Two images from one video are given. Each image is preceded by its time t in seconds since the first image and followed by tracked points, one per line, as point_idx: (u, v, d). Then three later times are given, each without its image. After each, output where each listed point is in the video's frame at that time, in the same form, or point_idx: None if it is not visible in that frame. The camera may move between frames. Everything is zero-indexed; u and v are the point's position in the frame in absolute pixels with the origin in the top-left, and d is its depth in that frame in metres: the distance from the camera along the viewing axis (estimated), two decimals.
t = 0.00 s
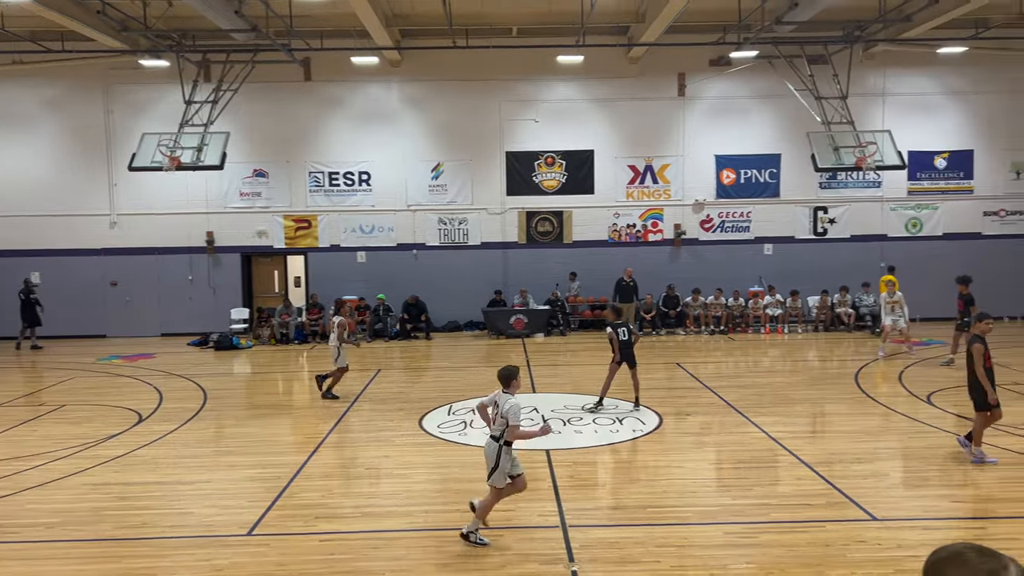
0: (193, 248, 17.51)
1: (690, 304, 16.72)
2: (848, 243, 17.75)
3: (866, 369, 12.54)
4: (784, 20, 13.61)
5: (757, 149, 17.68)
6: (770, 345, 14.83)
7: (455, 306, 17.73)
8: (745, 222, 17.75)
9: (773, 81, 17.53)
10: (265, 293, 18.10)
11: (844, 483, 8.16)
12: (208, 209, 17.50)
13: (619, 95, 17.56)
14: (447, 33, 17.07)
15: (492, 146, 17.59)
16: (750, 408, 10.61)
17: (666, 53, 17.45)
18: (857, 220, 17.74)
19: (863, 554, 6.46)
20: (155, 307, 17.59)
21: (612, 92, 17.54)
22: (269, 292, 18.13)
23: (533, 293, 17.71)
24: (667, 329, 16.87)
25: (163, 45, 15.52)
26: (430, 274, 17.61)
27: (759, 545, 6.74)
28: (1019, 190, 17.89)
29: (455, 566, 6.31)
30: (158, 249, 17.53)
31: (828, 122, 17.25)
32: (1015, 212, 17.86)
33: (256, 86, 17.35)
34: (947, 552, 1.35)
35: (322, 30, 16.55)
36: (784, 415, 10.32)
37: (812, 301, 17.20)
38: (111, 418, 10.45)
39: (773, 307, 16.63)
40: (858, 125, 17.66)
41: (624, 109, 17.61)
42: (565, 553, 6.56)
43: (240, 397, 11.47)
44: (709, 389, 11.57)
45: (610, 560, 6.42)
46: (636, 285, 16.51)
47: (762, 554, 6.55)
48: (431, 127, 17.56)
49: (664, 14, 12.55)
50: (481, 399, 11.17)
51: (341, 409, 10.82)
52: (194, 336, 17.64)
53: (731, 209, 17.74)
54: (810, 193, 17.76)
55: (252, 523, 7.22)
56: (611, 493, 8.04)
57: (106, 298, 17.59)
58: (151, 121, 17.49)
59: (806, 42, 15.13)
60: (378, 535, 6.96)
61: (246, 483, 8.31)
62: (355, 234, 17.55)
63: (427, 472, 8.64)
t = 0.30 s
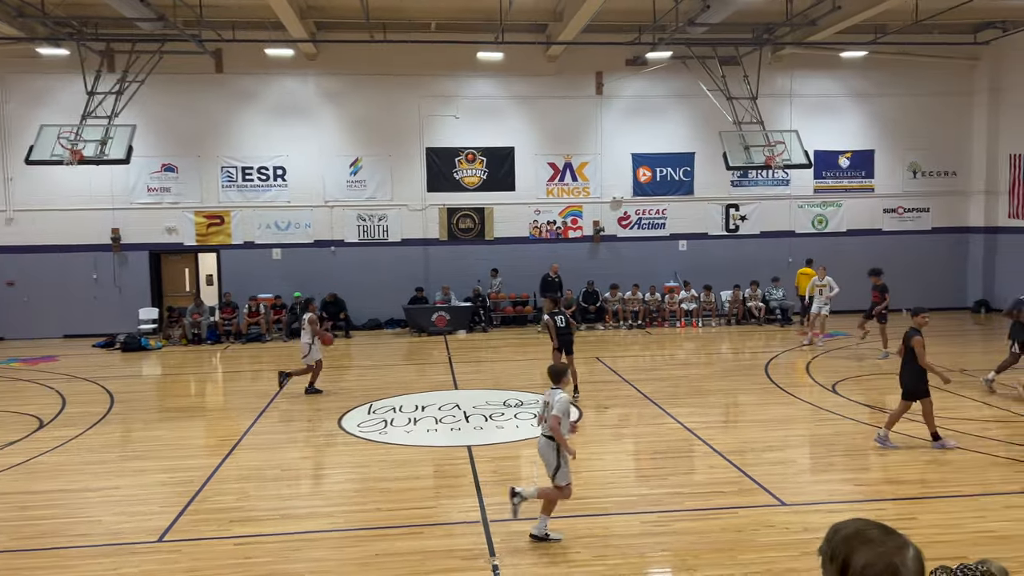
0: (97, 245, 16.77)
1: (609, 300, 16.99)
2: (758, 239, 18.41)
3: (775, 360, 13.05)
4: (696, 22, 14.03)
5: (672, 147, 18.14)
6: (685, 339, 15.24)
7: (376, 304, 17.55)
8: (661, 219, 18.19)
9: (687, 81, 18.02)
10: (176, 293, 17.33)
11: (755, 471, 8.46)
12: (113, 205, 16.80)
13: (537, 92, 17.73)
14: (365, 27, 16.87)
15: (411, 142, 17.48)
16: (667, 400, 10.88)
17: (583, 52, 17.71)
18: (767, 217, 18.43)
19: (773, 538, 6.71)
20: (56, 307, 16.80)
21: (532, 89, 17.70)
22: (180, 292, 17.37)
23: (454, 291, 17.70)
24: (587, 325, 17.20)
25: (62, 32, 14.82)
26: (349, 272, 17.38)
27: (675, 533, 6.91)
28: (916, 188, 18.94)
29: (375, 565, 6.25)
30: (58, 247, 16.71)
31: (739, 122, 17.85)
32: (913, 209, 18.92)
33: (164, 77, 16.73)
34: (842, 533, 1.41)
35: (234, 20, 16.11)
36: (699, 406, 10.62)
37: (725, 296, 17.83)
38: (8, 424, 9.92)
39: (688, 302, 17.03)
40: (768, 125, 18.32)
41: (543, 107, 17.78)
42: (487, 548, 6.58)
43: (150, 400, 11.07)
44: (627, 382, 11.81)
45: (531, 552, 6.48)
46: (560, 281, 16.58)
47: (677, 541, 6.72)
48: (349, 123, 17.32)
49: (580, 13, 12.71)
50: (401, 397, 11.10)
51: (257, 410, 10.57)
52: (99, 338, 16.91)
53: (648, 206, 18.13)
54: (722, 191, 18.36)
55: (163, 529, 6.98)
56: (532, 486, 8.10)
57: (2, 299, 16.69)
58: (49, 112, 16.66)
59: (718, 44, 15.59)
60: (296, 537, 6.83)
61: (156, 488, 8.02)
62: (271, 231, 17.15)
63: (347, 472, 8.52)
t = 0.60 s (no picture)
0: (26, 248, 16.18)
1: (554, 299, 17.25)
2: (698, 239, 18.79)
3: (716, 356, 13.32)
4: (637, 24, 14.25)
5: (615, 148, 18.36)
6: (630, 337, 15.44)
7: (319, 306, 17.33)
8: (605, 219, 18.40)
9: (629, 83, 18.26)
10: (110, 296, 16.96)
11: (697, 466, 8.60)
12: (43, 206, 16.23)
13: (481, 93, 17.73)
14: (306, 25, 16.67)
15: (354, 141, 17.31)
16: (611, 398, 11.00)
17: (527, 53, 17.80)
18: (708, 216, 18.81)
19: (715, 532, 6.84)
20: None
21: (477, 89, 17.69)
22: (115, 295, 17.02)
23: (399, 291, 17.59)
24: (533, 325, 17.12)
25: None
26: (292, 274, 17.15)
27: (619, 529, 6.99)
28: (851, 188, 19.51)
29: (318, 570, 6.17)
30: None
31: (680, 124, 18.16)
32: (848, 209, 19.50)
33: (96, 74, 16.23)
34: (771, 528, 1.72)
35: (170, 17, 15.74)
36: (643, 403, 10.77)
37: (668, 294, 18.15)
38: None
39: (632, 300, 17.37)
40: (708, 126, 18.68)
41: (488, 107, 17.79)
42: (433, 550, 6.55)
43: (84, 408, 10.73)
44: (573, 381, 11.91)
45: (476, 553, 6.47)
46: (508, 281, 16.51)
47: (622, 538, 6.79)
48: (290, 122, 17.07)
49: (524, 14, 12.78)
50: (346, 400, 11.00)
51: (197, 416, 10.35)
52: (30, 343, 16.33)
53: (592, 207, 18.32)
54: (664, 191, 18.68)
55: (98, 540, 6.77)
56: (479, 487, 8.10)
57: None
58: None
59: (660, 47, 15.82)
60: (238, 545, 6.70)
61: (90, 498, 7.78)
62: (210, 232, 16.81)
63: (291, 477, 8.39)
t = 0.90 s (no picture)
0: None
1: (496, 302, 17.02)
2: (638, 242, 19.06)
3: (655, 357, 13.51)
4: (577, 30, 14.41)
5: (556, 153, 18.51)
6: (571, 339, 15.57)
7: (257, 310, 17.00)
8: (547, 222, 18.51)
9: (570, 88, 18.42)
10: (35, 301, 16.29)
11: (636, 466, 8.70)
12: None
13: (421, 95, 17.67)
14: (242, 24, 16.37)
15: (292, 143, 17.04)
16: (553, 400, 11.05)
17: (467, 57, 17.82)
18: (647, 220, 19.11)
19: (654, 532, 6.92)
20: None
21: (419, 91, 17.63)
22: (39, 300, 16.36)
23: (339, 294, 17.36)
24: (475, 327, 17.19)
25: None
26: (228, 278, 16.77)
27: (560, 531, 7.01)
28: (785, 193, 20.06)
29: None
30: None
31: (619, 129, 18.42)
32: (781, 213, 20.06)
33: (19, 70, 15.59)
34: (699, 527, 1.68)
35: (99, 13, 15.25)
36: (584, 405, 10.85)
37: (608, 297, 18.38)
38: None
39: (574, 303, 17.58)
40: (647, 132, 18.98)
41: (428, 109, 17.73)
42: (372, 557, 6.46)
43: (6, 418, 10.28)
44: (515, 384, 11.93)
45: (416, 559, 6.41)
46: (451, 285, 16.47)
47: (561, 540, 6.81)
48: (227, 123, 16.71)
49: (464, 17, 12.81)
50: (284, 406, 10.80)
51: (127, 425, 10.02)
52: None
53: (534, 210, 18.42)
54: (604, 196, 18.91)
55: (20, 556, 6.48)
56: (419, 492, 8.03)
57: None
58: None
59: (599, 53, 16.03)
60: (170, 557, 6.50)
61: (11, 512, 7.45)
62: (141, 235, 16.34)
63: (226, 486, 8.18)
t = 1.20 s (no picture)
0: None
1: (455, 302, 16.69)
2: (592, 245, 19.19)
3: (609, 359, 13.62)
4: (531, 33, 14.49)
5: (511, 155, 18.55)
6: (526, 342, 15.60)
7: (206, 313, 16.65)
8: (502, 225, 18.52)
9: (524, 90, 18.48)
10: None
11: (589, 468, 8.73)
12: None
13: (374, 95, 17.53)
14: (190, 21, 16.05)
15: (242, 143, 16.76)
16: (507, 403, 11.05)
17: (421, 58, 17.76)
18: (600, 223, 19.24)
19: (607, 534, 6.95)
20: None
21: (372, 91, 17.50)
22: None
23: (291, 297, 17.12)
24: (429, 330, 17.12)
25: None
26: (175, 280, 16.42)
27: (513, 534, 6.99)
28: (735, 197, 20.39)
29: None
30: None
31: (573, 132, 18.55)
32: (731, 216, 20.39)
33: None
34: (645, 534, 1.73)
35: (39, 6, 14.78)
36: (538, 407, 10.87)
37: (562, 299, 18.48)
38: None
39: (528, 306, 17.64)
40: (601, 135, 19.14)
41: (381, 110, 17.61)
42: (322, 564, 6.35)
43: None
44: (470, 386, 11.90)
45: (368, 565, 6.32)
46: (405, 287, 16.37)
47: (514, 543, 6.79)
48: (174, 121, 16.35)
49: (418, 18, 12.78)
50: (233, 411, 10.60)
51: (69, 431, 9.72)
52: None
53: (488, 212, 18.42)
54: (559, 198, 19.00)
55: None
56: (372, 497, 7.94)
57: None
58: None
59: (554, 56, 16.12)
60: (113, 567, 6.29)
61: None
62: (83, 236, 15.89)
63: (172, 493, 7.98)
